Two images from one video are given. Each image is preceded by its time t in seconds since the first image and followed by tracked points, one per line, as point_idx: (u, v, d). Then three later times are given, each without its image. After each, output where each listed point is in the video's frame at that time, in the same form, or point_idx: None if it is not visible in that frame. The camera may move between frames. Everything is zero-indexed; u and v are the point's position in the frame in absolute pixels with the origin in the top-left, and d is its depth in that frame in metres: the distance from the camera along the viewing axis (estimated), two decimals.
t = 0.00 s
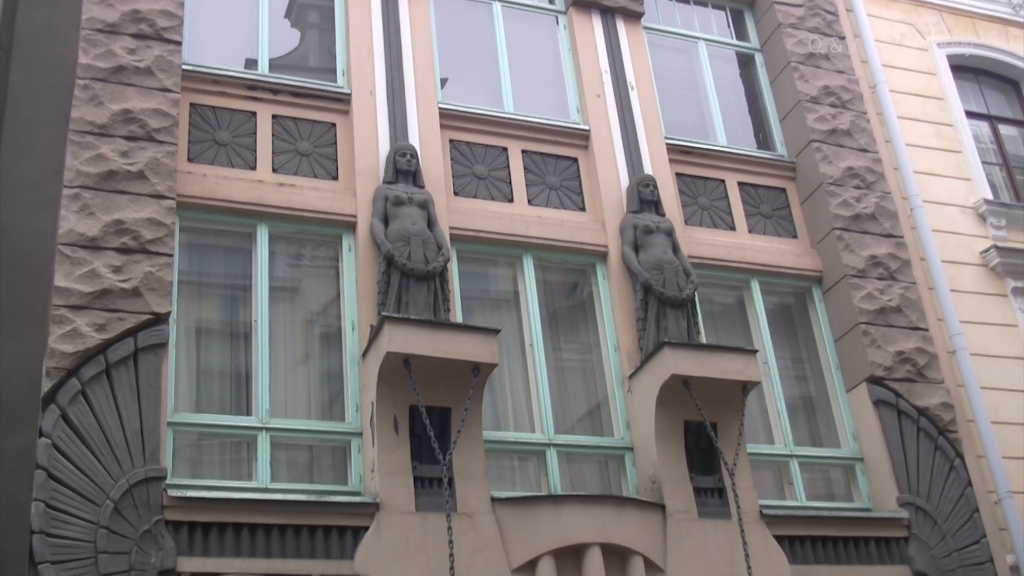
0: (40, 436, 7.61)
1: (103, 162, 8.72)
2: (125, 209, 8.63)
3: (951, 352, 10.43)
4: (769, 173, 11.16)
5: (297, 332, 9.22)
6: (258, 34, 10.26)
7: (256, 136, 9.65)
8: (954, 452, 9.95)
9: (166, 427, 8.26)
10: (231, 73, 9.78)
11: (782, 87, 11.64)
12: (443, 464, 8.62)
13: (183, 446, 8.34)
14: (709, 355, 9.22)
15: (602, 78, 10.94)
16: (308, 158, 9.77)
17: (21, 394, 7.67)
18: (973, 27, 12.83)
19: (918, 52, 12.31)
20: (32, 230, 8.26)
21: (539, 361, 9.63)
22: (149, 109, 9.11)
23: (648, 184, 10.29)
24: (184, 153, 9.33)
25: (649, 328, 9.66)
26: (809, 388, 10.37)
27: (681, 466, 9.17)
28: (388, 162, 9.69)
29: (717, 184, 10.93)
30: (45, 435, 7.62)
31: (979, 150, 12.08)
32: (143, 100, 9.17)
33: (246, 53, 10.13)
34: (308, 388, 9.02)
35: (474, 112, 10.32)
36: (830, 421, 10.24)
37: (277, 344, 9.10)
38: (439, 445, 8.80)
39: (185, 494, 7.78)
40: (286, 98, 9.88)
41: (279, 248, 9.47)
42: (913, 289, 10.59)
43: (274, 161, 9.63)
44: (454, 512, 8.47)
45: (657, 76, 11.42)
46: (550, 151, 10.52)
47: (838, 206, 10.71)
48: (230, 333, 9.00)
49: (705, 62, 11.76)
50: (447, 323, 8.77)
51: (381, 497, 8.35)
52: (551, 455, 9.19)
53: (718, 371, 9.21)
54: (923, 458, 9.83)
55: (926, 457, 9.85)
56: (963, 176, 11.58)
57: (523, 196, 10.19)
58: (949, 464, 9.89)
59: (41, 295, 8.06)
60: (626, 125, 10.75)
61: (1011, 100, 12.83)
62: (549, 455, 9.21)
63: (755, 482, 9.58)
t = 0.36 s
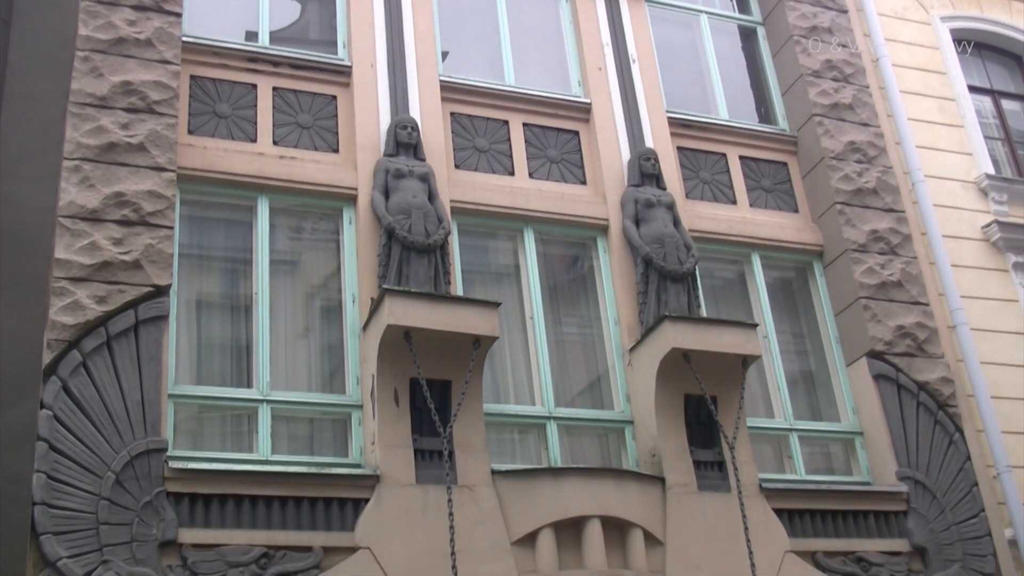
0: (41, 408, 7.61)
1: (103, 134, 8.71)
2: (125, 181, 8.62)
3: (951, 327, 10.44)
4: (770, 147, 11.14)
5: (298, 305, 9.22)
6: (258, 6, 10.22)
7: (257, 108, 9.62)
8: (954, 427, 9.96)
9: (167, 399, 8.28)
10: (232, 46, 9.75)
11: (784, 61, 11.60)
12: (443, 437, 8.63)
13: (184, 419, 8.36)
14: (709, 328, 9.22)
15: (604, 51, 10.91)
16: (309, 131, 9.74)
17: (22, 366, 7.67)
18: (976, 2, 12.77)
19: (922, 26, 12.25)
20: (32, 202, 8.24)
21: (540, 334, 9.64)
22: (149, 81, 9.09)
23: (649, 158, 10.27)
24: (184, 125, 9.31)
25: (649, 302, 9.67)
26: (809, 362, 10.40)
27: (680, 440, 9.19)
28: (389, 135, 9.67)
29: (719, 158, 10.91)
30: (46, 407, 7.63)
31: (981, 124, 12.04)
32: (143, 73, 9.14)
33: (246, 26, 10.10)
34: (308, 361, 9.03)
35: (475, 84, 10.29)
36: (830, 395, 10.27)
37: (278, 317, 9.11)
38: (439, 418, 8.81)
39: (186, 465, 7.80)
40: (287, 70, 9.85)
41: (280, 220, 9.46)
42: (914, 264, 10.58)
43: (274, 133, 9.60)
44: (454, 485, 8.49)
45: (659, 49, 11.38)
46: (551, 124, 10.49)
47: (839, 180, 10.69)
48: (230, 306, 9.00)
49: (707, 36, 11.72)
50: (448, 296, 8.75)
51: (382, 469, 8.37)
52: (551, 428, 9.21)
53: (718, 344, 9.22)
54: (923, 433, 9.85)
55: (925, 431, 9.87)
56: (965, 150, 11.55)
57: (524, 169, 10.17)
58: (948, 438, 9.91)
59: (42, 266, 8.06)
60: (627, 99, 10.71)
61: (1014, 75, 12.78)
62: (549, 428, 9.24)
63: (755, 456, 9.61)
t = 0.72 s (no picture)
0: (43, 380, 7.62)
1: (104, 106, 8.68)
2: (126, 154, 8.60)
3: (952, 302, 10.43)
4: (772, 121, 11.12)
5: (299, 278, 9.22)
6: None
7: (258, 81, 9.60)
8: (955, 401, 9.97)
9: (169, 371, 8.29)
10: (233, 18, 9.72)
11: (786, 34, 11.57)
12: (444, 409, 8.64)
13: (185, 392, 8.37)
14: (711, 302, 9.21)
15: (605, 24, 10.88)
16: (310, 103, 9.73)
17: (24, 338, 7.68)
18: None
19: None
20: (33, 174, 8.23)
21: (541, 308, 9.64)
22: (149, 53, 9.06)
23: (651, 131, 10.25)
24: (185, 97, 9.29)
25: (650, 276, 9.66)
26: (810, 337, 10.41)
27: (681, 413, 9.21)
28: (390, 108, 9.65)
29: (720, 131, 10.90)
30: (48, 379, 7.64)
31: (984, 98, 12.01)
32: (144, 45, 9.12)
33: None
34: (310, 334, 9.03)
35: (476, 57, 10.27)
36: (830, 368, 10.28)
37: (279, 290, 9.11)
38: (440, 391, 8.82)
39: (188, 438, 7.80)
40: (287, 42, 9.82)
41: (281, 193, 9.46)
42: (916, 238, 10.57)
43: (275, 106, 9.58)
44: (455, 457, 8.50)
45: (661, 22, 11.35)
46: (553, 97, 10.48)
47: (842, 154, 10.68)
48: (232, 279, 9.00)
49: (709, 9, 11.68)
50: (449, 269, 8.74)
51: (383, 441, 8.38)
52: (552, 401, 9.23)
53: (720, 318, 9.21)
54: (924, 407, 9.86)
55: (926, 406, 9.88)
56: (967, 124, 11.53)
57: (526, 142, 10.16)
58: (949, 412, 9.93)
59: (43, 239, 8.05)
60: (629, 72, 10.68)
61: (1017, 48, 12.73)
62: (550, 401, 9.25)
63: (755, 429, 9.64)
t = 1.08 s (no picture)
0: (46, 356, 7.62)
1: (106, 82, 8.66)
2: (128, 129, 8.59)
3: (955, 279, 10.43)
4: (775, 96, 11.10)
5: (301, 255, 9.22)
6: None
7: (260, 56, 9.58)
8: (957, 378, 9.98)
9: (171, 347, 8.30)
10: None
11: (790, 9, 11.53)
12: (446, 386, 8.64)
13: (188, 368, 8.38)
14: (713, 278, 9.19)
15: None
16: (312, 78, 9.70)
17: (26, 313, 7.68)
18: None
19: None
20: (35, 149, 8.21)
21: (543, 284, 9.64)
22: (151, 28, 9.04)
23: (654, 107, 10.22)
24: (187, 73, 9.26)
25: (653, 252, 9.65)
26: (813, 314, 10.41)
27: (683, 389, 9.21)
28: (392, 83, 9.62)
29: (723, 106, 10.87)
30: (51, 355, 7.64)
31: (988, 74, 11.97)
32: (145, 20, 9.09)
33: None
34: (312, 311, 9.03)
35: (478, 31, 10.24)
36: (832, 344, 10.29)
37: (281, 266, 9.11)
38: (442, 366, 8.82)
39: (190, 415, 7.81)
40: (289, 17, 9.79)
41: (283, 169, 9.45)
42: (918, 215, 10.56)
43: (277, 81, 9.56)
44: (457, 433, 8.51)
45: None
46: (556, 72, 10.45)
47: (845, 130, 10.65)
48: (234, 256, 9.00)
49: None
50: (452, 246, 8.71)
51: (385, 417, 8.39)
52: (554, 378, 9.24)
53: (723, 295, 9.19)
54: (926, 384, 9.86)
55: (928, 382, 9.88)
56: (971, 100, 11.50)
57: (528, 118, 10.14)
58: (951, 389, 9.93)
59: (45, 215, 8.04)
60: (632, 48, 10.64)
61: (1022, 23, 12.68)
62: (553, 377, 9.26)
63: (757, 404, 9.65)
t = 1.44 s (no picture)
0: (49, 335, 7.64)
1: (108, 60, 8.64)
2: (131, 107, 8.58)
3: (958, 258, 10.42)
4: (779, 75, 11.07)
5: (304, 233, 9.21)
6: None
7: (262, 34, 9.55)
8: (959, 356, 9.99)
9: (174, 325, 8.30)
10: None
11: None
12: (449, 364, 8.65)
13: (191, 346, 8.39)
14: (716, 257, 9.18)
15: None
16: (314, 56, 9.68)
17: (29, 291, 7.68)
18: None
19: None
20: (38, 127, 8.19)
21: (546, 262, 9.63)
22: (153, 6, 9.01)
23: (657, 85, 10.20)
24: (189, 51, 9.24)
25: (656, 231, 9.64)
26: (816, 293, 10.41)
27: (685, 367, 9.22)
28: (395, 61, 9.61)
29: (727, 85, 10.85)
30: (55, 334, 7.65)
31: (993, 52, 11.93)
32: None
33: None
34: (315, 289, 9.04)
35: (481, 9, 10.21)
36: (835, 323, 10.30)
37: (283, 244, 9.11)
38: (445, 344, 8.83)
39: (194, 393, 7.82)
40: None
41: (286, 147, 9.44)
42: (922, 193, 10.55)
43: (280, 59, 9.54)
44: (459, 411, 8.53)
45: None
46: (559, 50, 10.43)
47: (848, 109, 10.62)
48: (237, 234, 9.00)
49: None
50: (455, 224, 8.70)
51: (387, 395, 8.40)
52: (557, 356, 9.25)
53: (726, 274, 9.19)
54: (928, 363, 9.87)
55: (930, 361, 9.89)
56: (975, 78, 11.47)
57: (532, 96, 10.12)
58: (953, 368, 9.94)
59: (48, 193, 8.04)
60: (636, 26, 10.61)
61: None
62: (555, 356, 9.27)
63: (760, 383, 9.67)
